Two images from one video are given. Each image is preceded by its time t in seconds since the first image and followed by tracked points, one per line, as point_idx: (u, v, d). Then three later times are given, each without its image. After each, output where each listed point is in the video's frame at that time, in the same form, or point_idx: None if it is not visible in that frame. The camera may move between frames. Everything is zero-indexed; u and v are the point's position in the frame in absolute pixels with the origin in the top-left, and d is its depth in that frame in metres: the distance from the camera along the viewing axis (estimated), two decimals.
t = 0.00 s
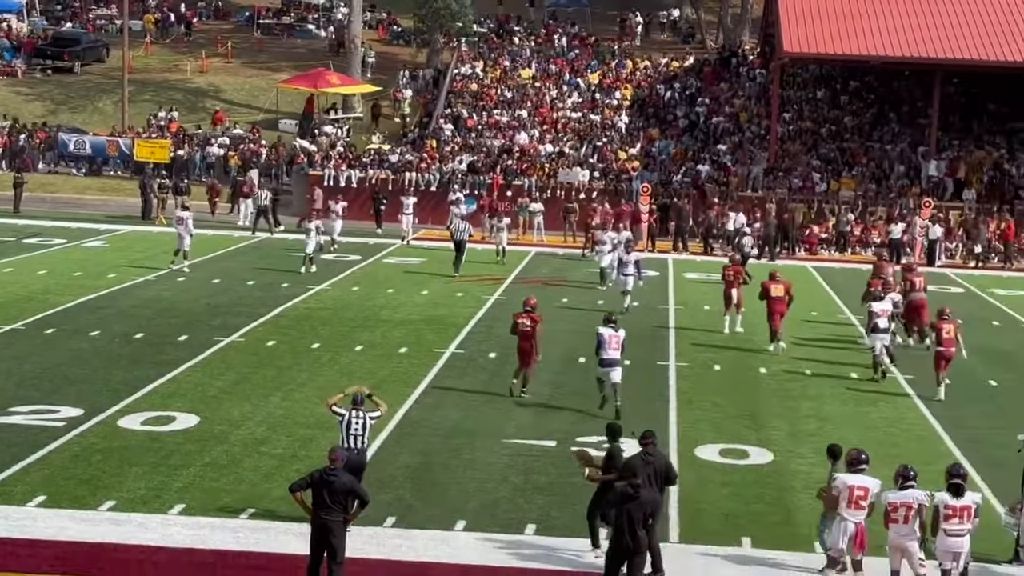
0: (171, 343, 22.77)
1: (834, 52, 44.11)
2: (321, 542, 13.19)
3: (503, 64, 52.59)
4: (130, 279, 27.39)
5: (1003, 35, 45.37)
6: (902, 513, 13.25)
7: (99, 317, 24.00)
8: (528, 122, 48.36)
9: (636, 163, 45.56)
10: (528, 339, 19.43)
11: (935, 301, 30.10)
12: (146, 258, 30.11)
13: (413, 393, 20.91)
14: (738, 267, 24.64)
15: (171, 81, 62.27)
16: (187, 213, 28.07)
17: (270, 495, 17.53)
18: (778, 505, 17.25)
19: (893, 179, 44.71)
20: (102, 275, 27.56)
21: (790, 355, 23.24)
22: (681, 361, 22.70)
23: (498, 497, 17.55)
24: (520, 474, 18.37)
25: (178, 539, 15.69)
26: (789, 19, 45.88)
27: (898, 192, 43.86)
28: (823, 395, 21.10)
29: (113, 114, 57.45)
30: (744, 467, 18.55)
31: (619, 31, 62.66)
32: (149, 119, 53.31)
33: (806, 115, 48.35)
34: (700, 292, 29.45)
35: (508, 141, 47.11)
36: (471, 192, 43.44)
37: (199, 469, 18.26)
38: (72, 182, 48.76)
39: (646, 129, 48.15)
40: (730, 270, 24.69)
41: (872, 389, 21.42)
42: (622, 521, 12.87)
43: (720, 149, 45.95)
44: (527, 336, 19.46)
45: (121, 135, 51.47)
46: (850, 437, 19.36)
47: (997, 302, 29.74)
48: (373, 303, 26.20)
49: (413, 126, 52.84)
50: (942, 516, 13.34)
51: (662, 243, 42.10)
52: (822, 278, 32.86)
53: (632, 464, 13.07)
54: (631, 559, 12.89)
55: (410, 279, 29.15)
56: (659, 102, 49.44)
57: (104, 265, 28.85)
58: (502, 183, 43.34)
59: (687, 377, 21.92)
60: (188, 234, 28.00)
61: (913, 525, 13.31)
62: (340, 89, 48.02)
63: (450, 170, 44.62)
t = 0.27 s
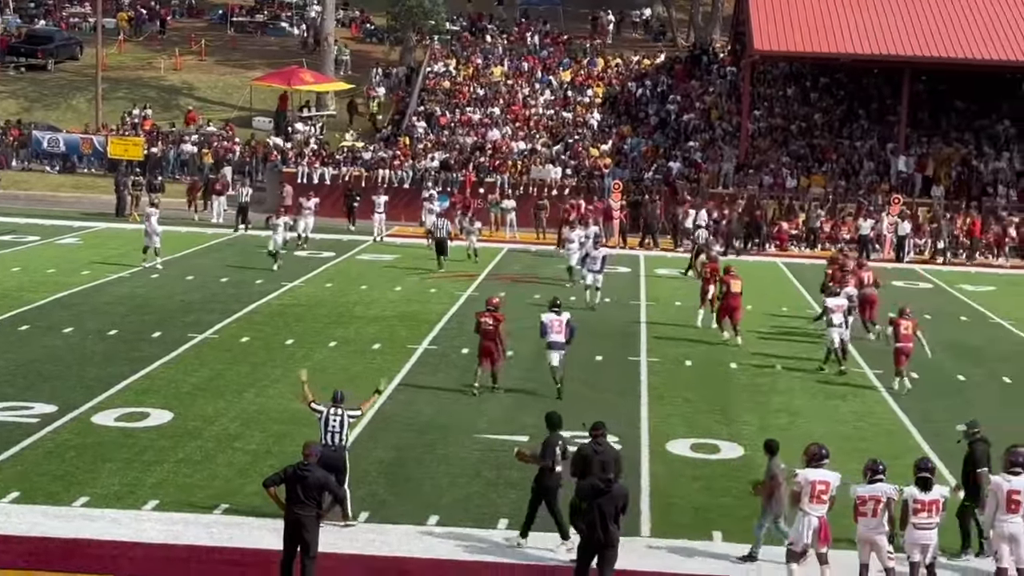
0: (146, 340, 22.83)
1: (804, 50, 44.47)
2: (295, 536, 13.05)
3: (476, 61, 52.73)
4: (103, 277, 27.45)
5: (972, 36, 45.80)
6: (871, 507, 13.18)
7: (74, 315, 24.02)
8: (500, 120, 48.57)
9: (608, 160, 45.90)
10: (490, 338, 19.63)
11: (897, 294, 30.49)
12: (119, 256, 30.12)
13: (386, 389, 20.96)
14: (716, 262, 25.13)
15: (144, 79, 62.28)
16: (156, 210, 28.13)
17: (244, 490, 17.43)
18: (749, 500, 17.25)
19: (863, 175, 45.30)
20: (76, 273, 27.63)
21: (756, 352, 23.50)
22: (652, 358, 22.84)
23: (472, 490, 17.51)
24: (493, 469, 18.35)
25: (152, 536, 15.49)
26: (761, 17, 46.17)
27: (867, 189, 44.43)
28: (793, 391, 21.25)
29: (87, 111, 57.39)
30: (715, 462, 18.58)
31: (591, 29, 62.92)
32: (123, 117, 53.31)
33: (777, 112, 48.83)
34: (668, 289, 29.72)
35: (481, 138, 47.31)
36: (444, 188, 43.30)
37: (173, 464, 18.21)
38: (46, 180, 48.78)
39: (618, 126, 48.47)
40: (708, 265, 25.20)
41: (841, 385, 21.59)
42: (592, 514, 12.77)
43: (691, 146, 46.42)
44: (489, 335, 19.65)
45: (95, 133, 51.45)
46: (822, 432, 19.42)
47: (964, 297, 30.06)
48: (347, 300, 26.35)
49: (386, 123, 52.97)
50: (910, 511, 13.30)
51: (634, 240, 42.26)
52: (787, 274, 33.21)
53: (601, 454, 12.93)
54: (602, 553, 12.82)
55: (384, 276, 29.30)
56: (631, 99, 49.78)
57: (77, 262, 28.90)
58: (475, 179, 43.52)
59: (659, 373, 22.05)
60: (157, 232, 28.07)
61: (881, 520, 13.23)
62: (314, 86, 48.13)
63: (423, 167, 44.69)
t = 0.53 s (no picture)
0: (122, 337, 22.93)
1: (776, 46, 44.75)
2: (271, 530, 13.05)
3: (450, 59, 52.87)
4: (80, 273, 27.55)
5: (943, 36, 46.15)
6: (842, 501, 13.25)
7: (51, 312, 24.08)
8: (474, 117, 48.75)
9: (581, 158, 46.19)
10: (459, 332, 19.82)
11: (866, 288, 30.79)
12: (95, 253, 30.19)
13: (361, 383, 21.07)
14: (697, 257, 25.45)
15: (121, 76, 62.25)
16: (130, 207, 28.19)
17: (220, 486, 17.45)
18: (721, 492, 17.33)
19: (835, 172, 45.84)
20: (53, 269, 27.71)
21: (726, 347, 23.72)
22: (626, 354, 23.01)
23: (448, 485, 17.58)
24: (468, 463, 18.41)
25: (129, 532, 15.56)
26: (733, 15, 46.41)
27: (838, 185, 44.81)
28: (766, 385, 21.45)
29: (63, 109, 57.38)
30: (689, 457, 18.64)
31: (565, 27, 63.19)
32: (99, 113, 53.33)
33: (749, 110, 49.04)
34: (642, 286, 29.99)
35: (456, 136, 47.53)
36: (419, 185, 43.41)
37: (149, 460, 18.23)
38: (22, 178, 48.79)
39: (592, 123, 48.74)
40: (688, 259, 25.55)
41: (812, 380, 21.78)
42: (568, 510, 12.79)
43: (665, 142, 46.61)
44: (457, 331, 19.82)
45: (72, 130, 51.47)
46: (794, 427, 19.59)
47: (936, 292, 30.40)
48: (324, 297, 26.52)
49: (361, 120, 53.06)
50: (881, 505, 13.26)
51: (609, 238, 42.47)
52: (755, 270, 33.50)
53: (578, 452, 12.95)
54: (576, 547, 12.84)
55: (359, 272, 29.47)
56: (604, 95, 50.04)
57: (53, 259, 28.97)
58: (449, 177, 43.86)
59: (632, 369, 22.24)
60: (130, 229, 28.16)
61: (850, 513, 13.26)
62: (290, 84, 48.21)
63: (398, 164, 44.82)
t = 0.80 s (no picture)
0: (106, 333, 23.27)
1: (750, 47, 45.24)
2: (255, 523, 13.29)
3: (429, 60, 53.30)
4: (64, 271, 27.86)
5: (916, 37, 46.71)
6: (813, 493, 13.52)
7: (36, 309, 24.39)
8: (452, 116, 49.17)
9: (558, 157, 46.69)
10: (437, 332, 20.22)
11: (834, 284, 31.31)
12: (79, 250, 30.50)
13: (341, 379, 21.42)
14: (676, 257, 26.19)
15: (104, 77, 62.53)
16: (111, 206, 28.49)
17: (203, 480, 17.74)
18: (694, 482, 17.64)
19: (805, 170, 46.24)
20: (37, 267, 28.05)
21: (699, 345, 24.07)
22: (602, 350, 23.41)
23: (427, 476, 17.90)
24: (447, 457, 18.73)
25: (113, 525, 15.88)
26: (707, 18, 46.95)
27: (810, 183, 45.37)
28: (739, 380, 21.88)
29: (47, 108, 57.67)
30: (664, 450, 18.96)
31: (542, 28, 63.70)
32: (83, 113, 53.64)
33: (722, 109, 49.52)
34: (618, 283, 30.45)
35: (435, 135, 47.97)
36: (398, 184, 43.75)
37: (133, 455, 18.53)
38: (6, 177, 49.07)
39: (568, 123, 49.23)
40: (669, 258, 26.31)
41: (784, 374, 22.20)
42: (544, 503, 13.21)
43: (639, 141, 47.09)
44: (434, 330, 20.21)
45: (56, 129, 51.77)
46: (766, 421, 20.00)
47: (907, 288, 30.92)
48: (304, 294, 26.91)
49: (341, 120, 53.45)
50: (853, 497, 13.53)
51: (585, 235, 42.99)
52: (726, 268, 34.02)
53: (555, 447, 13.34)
54: (553, 539, 13.25)
55: (339, 269, 29.88)
56: (581, 95, 50.55)
57: (38, 257, 29.31)
58: (428, 176, 44.06)
59: (607, 365, 22.65)
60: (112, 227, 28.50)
61: (822, 505, 13.56)
62: (271, 84, 48.58)
63: (378, 164, 45.25)
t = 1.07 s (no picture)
0: (93, 330, 23.56)
1: (728, 48, 45.79)
2: (240, 518, 13.47)
3: (412, 61, 53.62)
4: (52, 268, 28.18)
5: (893, 37, 47.20)
6: (789, 486, 13.66)
7: (24, 307, 24.66)
8: (434, 115, 49.50)
9: (538, 155, 47.06)
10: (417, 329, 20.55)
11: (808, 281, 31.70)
12: (66, 248, 30.76)
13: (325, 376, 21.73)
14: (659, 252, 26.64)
15: (91, 77, 62.73)
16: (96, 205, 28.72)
17: (189, 474, 18.02)
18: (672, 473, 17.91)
19: (781, 170, 46.58)
20: (25, 265, 28.34)
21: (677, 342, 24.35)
22: (582, 346, 23.77)
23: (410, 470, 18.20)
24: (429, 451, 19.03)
25: (99, 518, 16.17)
26: (685, 18, 47.41)
27: (787, 182, 45.79)
28: (717, 375, 22.26)
29: (34, 108, 57.89)
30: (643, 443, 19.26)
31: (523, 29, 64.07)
32: (70, 113, 53.87)
33: (699, 108, 50.01)
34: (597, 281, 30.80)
35: (417, 134, 48.31)
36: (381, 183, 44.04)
37: (120, 449, 18.81)
38: None
39: (548, 122, 49.60)
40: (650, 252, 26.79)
41: (762, 369, 22.56)
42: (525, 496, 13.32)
43: (618, 141, 47.47)
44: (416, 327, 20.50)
45: (43, 129, 51.98)
46: (743, 415, 20.35)
47: (882, 284, 31.33)
48: (289, 291, 27.25)
49: (325, 120, 53.75)
50: (828, 490, 13.58)
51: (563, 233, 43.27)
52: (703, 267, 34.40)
53: (537, 442, 13.51)
54: (535, 532, 13.36)
55: (323, 267, 30.21)
56: (561, 94, 50.95)
57: (25, 255, 29.58)
58: (411, 175, 44.25)
59: (588, 360, 23.01)
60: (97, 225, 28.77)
61: (797, 497, 13.70)
62: (256, 84, 48.85)
63: (361, 163, 45.58)
